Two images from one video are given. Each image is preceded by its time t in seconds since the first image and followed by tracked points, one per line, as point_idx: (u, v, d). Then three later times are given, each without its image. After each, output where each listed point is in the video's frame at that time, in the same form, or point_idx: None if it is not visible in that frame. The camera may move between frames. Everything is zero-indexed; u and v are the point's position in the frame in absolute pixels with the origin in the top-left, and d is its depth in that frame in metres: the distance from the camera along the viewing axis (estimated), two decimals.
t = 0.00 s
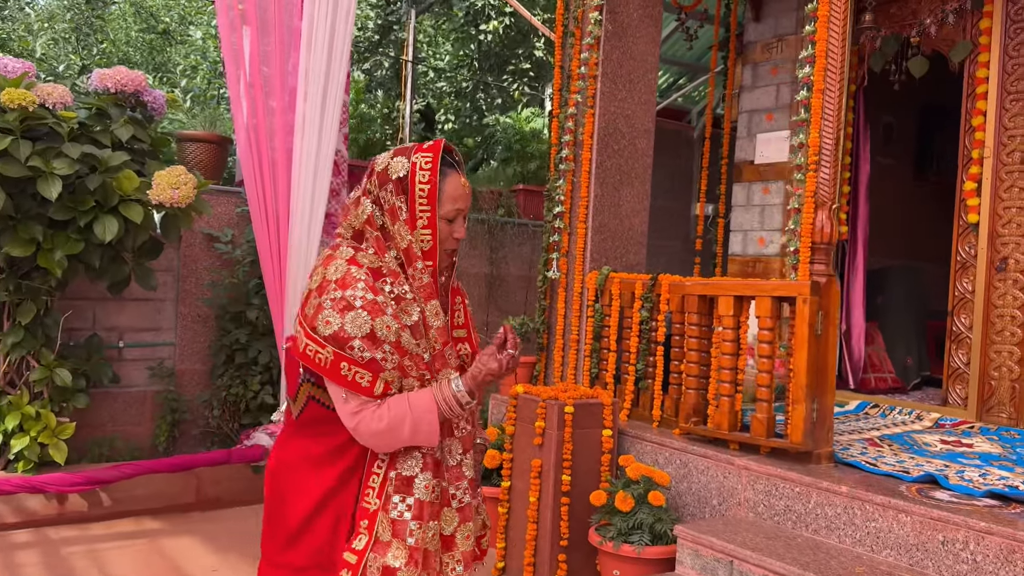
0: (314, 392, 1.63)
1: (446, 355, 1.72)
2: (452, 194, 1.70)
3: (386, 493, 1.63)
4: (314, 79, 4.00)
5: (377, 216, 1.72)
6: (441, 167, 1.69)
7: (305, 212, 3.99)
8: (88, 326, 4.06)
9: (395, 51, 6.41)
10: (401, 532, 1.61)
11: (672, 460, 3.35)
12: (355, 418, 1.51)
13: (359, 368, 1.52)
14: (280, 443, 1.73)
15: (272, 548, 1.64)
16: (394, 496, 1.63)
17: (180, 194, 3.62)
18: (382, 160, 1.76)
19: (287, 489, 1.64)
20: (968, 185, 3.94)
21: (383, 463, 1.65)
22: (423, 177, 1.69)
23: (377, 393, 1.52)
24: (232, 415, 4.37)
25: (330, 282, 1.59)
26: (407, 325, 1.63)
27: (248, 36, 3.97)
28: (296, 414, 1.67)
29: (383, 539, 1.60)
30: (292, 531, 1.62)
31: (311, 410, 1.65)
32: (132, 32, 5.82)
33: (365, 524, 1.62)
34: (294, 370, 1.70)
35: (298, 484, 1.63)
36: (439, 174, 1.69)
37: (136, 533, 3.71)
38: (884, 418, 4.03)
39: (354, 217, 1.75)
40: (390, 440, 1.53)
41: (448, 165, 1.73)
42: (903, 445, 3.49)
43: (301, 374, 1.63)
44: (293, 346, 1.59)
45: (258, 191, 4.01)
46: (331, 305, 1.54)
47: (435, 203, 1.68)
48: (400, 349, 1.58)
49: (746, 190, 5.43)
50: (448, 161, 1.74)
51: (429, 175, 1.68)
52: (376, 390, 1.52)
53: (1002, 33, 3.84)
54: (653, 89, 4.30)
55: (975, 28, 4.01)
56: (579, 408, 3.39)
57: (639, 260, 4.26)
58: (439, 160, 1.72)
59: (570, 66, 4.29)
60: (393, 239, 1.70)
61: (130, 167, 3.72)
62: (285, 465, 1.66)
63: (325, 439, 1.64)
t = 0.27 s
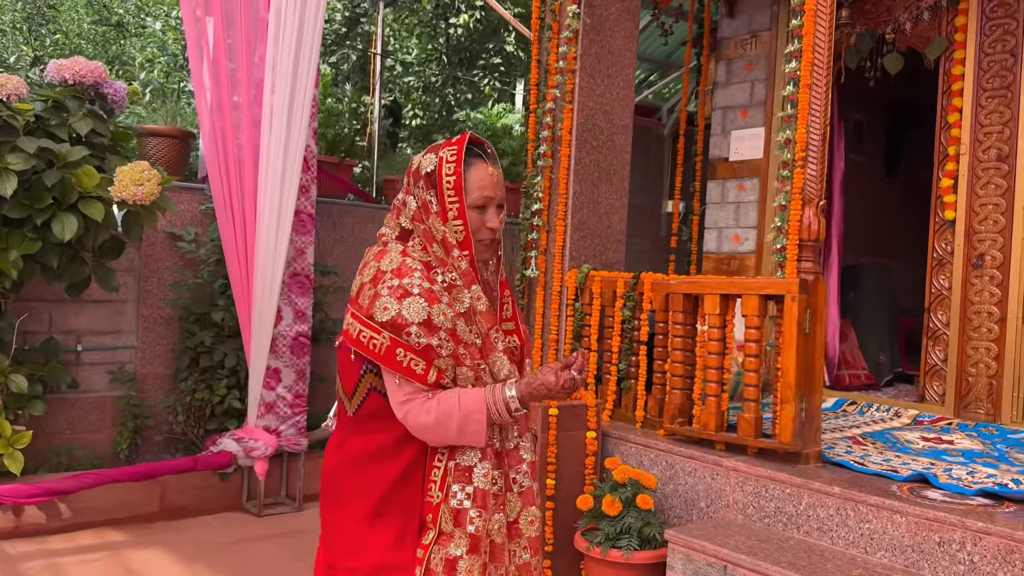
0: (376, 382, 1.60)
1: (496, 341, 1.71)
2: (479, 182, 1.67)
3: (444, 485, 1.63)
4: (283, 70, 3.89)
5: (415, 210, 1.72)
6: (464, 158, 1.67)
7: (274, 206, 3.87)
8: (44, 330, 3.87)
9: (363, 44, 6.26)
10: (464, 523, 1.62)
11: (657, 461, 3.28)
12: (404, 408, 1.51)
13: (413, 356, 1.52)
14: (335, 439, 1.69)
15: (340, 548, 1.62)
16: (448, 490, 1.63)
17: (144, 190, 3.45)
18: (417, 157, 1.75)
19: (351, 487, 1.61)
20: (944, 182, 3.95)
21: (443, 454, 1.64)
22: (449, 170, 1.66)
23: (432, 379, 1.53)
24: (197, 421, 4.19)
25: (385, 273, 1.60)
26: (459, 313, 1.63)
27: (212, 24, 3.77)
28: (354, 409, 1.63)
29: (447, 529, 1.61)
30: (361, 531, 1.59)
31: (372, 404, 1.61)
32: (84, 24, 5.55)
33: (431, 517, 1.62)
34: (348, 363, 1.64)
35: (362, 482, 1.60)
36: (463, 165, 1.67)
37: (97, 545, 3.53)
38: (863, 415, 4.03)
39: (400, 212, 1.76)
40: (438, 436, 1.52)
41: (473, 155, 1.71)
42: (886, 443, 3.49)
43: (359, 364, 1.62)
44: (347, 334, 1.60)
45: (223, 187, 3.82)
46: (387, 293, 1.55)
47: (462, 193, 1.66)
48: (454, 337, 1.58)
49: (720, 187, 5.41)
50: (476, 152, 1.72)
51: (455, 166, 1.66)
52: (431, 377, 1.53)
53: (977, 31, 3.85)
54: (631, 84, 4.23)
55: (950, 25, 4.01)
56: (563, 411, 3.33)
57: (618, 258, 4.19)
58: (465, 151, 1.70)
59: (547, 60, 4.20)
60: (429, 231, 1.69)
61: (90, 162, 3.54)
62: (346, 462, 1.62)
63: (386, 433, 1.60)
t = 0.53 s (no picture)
0: (399, 372, 1.53)
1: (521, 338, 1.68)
2: (513, 179, 1.69)
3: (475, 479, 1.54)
4: (229, 58, 3.72)
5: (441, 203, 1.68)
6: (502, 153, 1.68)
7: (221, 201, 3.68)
8: None
9: (313, 36, 5.97)
10: (504, 509, 1.56)
11: (622, 461, 3.23)
12: (444, 398, 1.46)
13: (447, 346, 1.47)
14: (355, 435, 1.61)
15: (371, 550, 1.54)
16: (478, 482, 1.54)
17: (83, 185, 3.24)
18: (443, 150, 1.71)
19: (374, 485, 1.53)
20: (899, 179, 3.99)
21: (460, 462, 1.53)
22: (487, 163, 1.66)
23: (465, 372, 1.48)
24: (140, 427, 3.97)
25: (413, 261, 1.55)
26: (487, 307, 1.60)
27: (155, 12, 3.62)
28: (372, 403, 1.56)
29: (481, 519, 1.53)
30: (391, 531, 1.51)
31: (392, 394, 1.54)
32: (18, 14, 5.04)
33: (462, 511, 1.53)
34: (365, 354, 1.58)
35: (385, 478, 1.52)
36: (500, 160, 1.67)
37: (34, 561, 3.31)
38: (821, 411, 4.05)
39: (421, 205, 1.72)
40: (463, 441, 1.46)
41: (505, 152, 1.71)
42: (847, 438, 3.50)
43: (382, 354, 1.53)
44: (368, 322, 1.54)
45: (167, 181, 3.64)
46: (419, 280, 1.51)
47: (500, 188, 1.66)
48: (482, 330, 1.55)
49: (677, 184, 5.39)
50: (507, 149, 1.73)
51: (492, 160, 1.66)
52: (464, 369, 1.48)
53: (932, 28, 3.89)
54: (590, 79, 4.16)
55: (905, 22, 4.05)
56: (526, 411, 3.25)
57: (578, 255, 4.13)
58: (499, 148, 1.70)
59: (506, 53, 4.11)
60: (456, 223, 1.67)
61: (23, 154, 3.33)
62: (366, 459, 1.55)
63: (403, 425, 1.53)
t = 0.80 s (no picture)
0: (460, 395, 1.58)
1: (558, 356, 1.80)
2: (557, 206, 1.81)
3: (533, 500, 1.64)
4: (156, 53, 3.50)
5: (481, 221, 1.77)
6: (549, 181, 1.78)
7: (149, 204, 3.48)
8: None
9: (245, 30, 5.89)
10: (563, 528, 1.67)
11: (570, 466, 3.16)
12: (519, 418, 1.53)
13: (516, 364, 1.56)
14: (403, 460, 1.61)
15: None
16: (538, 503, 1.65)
17: None
18: (488, 169, 1.78)
19: (435, 510, 1.55)
20: (839, 179, 4.04)
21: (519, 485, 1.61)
22: (537, 189, 1.75)
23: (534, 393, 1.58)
24: (61, 440, 3.71)
25: (477, 279, 1.62)
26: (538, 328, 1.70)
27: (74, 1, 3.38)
28: (428, 427, 1.59)
29: (549, 540, 1.61)
30: (455, 554, 1.53)
31: (452, 417, 1.58)
32: None
33: (525, 533, 1.60)
34: (423, 377, 1.60)
35: (449, 500, 1.54)
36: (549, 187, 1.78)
37: None
38: (764, 410, 4.07)
39: (459, 222, 1.81)
40: (530, 465, 1.53)
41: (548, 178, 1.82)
42: (791, 438, 3.51)
43: (447, 373, 1.58)
44: (428, 341, 1.60)
45: (90, 182, 3.42)
46: (487, 299, 1.59)
47: (546, 214, 1.76)
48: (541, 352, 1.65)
49: (620, 185, 5.38)
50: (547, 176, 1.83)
51: (541, 186, 1.76)
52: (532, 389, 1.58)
53: (869, 31, 3.95)
54: (535, 77, 4.08)
55: (843, 25, 4.10)
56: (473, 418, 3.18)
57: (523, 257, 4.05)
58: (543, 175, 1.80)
59: (446, 50, 4.01)
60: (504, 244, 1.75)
61: None
62: (425, 483, 1.56)
63: (464, 448, 1.57)
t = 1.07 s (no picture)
0: (575, 379, 1.49)
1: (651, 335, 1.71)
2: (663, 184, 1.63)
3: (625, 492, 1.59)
4: (68, 44, 3.22)
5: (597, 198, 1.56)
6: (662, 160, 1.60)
7: (54, 205, 3.19)
8: None
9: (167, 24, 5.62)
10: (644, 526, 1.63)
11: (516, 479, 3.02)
12: (639, 408, 1.45)
13: (643, 354, 1.48)
14: (503, 443, 1.49)
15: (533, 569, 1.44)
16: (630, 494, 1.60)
17: None
18: (601, 141, 1.57)
19: (538, 498, 1.45)
20: (777, 183, 4.05)
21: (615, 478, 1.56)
22: (652, 168, 1.57)
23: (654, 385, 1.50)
24: None
25: (599, 263, 1.49)
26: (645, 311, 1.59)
27: None
28: (539, 410, 1.47)
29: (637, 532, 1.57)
30: (558, 545, 1.44)
31: (565, 401, 1.48)
32: None
33: (616, 524, 1.55)
34: (537, 356, 1.47)
35: (556, 488, 1.45)
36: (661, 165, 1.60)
37: None
38: (705, 414, 4.04)
39: (570, 195, 1.57)
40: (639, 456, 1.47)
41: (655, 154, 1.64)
42: (736, 444, 3.47)
43: (566, 360, 1.47)
44: (552, 321, 1.46)
45: None
46: (619, 286, 1.48)
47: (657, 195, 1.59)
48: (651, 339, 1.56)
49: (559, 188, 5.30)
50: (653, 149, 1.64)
51: (656, 166, 1.58)
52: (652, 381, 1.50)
53: (805, 35, 3.97)
54: (473, 76, 3.96)
55: (778, 29, 4.13)
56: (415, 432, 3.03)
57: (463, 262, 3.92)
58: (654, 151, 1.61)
59: (381, 47, 3.85)
60: (614, 225, 1.58)
61: None
62: (530, 471, 1.46)
63: (569, 434, 1.50)
